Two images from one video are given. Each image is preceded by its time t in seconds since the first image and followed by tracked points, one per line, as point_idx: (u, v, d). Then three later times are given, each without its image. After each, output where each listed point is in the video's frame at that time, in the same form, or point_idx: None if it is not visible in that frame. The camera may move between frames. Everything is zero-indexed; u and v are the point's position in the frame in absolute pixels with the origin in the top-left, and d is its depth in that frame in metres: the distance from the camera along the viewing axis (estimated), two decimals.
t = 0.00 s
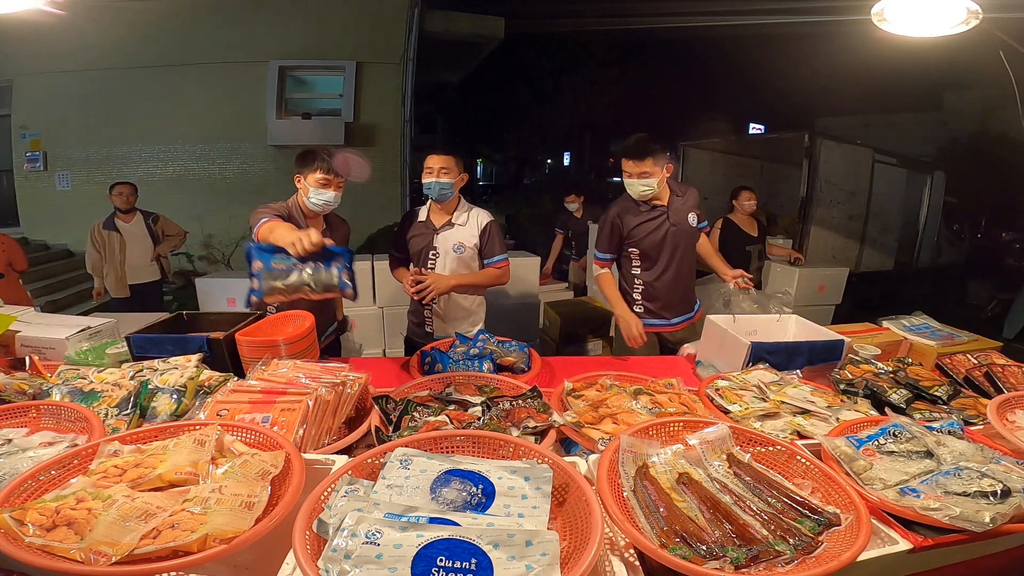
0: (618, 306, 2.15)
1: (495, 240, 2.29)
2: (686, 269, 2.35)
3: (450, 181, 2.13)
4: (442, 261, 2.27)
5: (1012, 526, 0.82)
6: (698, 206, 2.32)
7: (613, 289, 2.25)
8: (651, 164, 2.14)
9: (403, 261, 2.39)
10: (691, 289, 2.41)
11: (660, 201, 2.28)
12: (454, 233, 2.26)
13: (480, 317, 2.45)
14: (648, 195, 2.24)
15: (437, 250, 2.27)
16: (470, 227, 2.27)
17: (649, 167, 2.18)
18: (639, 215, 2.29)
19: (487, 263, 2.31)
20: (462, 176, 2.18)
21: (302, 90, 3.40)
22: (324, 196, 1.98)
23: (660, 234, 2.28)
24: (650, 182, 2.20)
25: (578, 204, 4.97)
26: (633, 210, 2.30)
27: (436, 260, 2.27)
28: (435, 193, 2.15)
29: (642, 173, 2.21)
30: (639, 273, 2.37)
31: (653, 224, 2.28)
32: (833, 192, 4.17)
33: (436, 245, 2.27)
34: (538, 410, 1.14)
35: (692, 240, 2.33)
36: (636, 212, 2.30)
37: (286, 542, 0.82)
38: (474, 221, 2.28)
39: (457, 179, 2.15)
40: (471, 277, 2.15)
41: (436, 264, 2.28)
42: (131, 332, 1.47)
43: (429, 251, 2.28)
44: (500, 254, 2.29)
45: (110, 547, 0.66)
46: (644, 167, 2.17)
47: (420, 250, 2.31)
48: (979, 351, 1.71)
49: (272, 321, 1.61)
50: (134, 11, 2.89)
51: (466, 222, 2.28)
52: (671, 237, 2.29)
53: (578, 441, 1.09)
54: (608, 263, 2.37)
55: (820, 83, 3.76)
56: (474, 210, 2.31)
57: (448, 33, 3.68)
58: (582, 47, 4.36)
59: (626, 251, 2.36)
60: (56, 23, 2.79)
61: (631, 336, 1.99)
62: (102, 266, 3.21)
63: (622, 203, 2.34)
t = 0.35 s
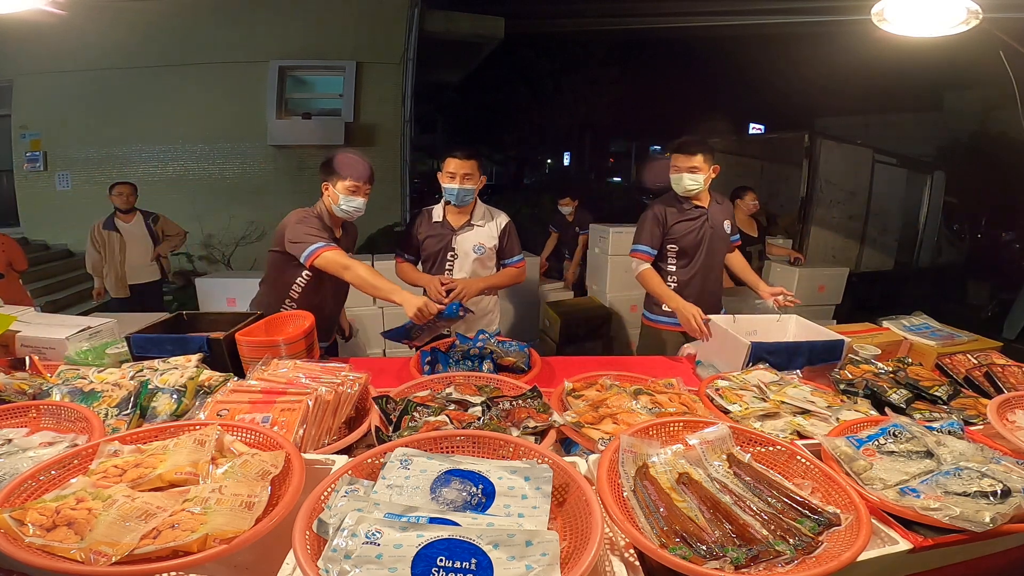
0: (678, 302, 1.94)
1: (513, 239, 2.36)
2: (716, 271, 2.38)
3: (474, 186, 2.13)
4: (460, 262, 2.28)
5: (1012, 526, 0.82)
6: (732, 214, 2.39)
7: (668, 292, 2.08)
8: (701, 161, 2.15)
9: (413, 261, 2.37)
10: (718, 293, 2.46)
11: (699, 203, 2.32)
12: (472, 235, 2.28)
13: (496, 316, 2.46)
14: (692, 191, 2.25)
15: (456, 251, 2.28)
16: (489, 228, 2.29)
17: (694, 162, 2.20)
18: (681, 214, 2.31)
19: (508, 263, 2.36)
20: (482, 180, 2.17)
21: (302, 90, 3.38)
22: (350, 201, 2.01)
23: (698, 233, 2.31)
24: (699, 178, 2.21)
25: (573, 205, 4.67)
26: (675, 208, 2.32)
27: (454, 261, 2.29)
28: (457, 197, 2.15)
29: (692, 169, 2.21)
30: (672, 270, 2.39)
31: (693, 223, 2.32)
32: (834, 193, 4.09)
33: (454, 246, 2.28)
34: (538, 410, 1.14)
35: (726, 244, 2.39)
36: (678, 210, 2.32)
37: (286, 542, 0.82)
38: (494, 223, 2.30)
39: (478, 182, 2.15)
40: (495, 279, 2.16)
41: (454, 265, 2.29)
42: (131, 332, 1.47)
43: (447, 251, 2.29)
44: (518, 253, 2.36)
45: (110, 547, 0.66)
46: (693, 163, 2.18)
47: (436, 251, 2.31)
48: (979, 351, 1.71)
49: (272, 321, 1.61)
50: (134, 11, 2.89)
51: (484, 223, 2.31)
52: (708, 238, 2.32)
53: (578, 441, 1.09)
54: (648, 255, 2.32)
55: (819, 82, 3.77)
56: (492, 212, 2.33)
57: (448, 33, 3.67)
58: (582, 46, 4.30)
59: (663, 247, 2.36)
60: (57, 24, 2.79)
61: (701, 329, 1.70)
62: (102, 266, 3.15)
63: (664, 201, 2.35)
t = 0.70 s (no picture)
0: (698, 299, 1.90)
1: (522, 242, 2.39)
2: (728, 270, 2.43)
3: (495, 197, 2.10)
4: (476, 265, 2.22)
5: (1013, 526, 0.82)
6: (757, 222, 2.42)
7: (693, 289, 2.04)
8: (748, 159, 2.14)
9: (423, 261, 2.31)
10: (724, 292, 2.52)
11: (729, 203, 2.33)
12: (488, 238, 2.23)
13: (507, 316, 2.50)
14: (734, 189, 2.25)
15: (471, 255, 2.23)
16: (504, 231, 2.27)
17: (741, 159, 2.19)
18: (710, 210, 2.32)
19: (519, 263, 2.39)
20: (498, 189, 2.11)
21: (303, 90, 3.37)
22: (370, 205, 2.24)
23: (723, 232, 2.34)
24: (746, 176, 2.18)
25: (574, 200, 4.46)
26: (707, 204, 2.32)
27: (469, 264, 2.24)
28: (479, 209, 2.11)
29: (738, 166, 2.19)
30: (688, 264, 2.42)
31: (721, 222, 2.33)
32: (834, 193, 4.09)
33: (469, 249, 2.23)
34: (538, 410, 1.14)
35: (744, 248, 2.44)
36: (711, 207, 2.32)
37: (286, 542, 0.82)
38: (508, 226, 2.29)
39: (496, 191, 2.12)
40: (510, 282, 2.23)
41: (470, 268, 2.24)
42: (131, 332, 1.47)
43: (462, 255, 2.23)
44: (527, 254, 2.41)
45: (110, 547, 0.66)
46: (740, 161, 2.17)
47: (450, 253, 2.25)
48: (979, 351, 1.71)
49: (272, 321, 1.61)
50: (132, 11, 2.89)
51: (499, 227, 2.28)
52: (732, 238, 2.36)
53: (578, 441, 1.09)
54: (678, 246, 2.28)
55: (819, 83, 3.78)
56: (505, 215, 2.30)
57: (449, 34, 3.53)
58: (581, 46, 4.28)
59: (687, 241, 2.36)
60: (56, 24, 2.79)
61: (708, 329, 1.68)
62: (102, 266, 3.15)
63: (697, 194, 2.34)
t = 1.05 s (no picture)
0: (698, 300, 1.90)
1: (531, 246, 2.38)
2: (727, 270, 2.41)
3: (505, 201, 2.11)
4: (483, 266, 2.21)
5: (1013, 526, 0.82)
6: (755, 221, 2.40)
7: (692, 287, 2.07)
8: (731, 153, 2.17)
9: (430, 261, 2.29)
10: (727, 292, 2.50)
11: (720, 200, 2.35)
12: (496, 240, 2.21)
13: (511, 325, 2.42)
14: (725, 184, 2.26)
15: (478, 255, 2.21)
16: (512, 235, 2.25)
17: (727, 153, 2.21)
18: (701, 208, 2.34)
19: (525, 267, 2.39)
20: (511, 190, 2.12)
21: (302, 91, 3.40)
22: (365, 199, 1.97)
23: (716, 230, 2.34)
24: (733, 172, 2.21)
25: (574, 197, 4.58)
26: (696, 202, 2.34)
27: (477, 267, 2.22)
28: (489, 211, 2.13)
29: (725, 162, 2.21)
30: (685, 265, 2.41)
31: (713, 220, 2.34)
32: (834, 193, 4.04)
33: (477, 250, 2.21)
34: (538, 410, 1.14)
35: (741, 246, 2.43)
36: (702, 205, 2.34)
37: (285, 542, 0.82)
38: (518, 229, 2.29)
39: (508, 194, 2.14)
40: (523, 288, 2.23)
41: (477, 271, 2.22)
42: (131, 332, 1.47)
43: (469, 255, 2.22)
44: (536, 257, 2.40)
45: (110, 547, 0.66)
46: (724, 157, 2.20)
47: (457, 254, 2.23)
48: (979, 351, 1.71)
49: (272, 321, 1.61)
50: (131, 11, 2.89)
51: (508, 230, 2.27)
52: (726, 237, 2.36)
53: (578, 441, 1.09)
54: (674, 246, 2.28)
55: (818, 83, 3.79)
56: (515, 218, 2.30)
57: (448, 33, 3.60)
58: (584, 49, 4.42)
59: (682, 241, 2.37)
60: (57, 24, 2.79)
61: (708, 330, 1.67)
62: (101, 266, 3.18)
63: (687, 194, 2.36)
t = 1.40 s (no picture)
0: (695, 302, 1.91)
1: (539, 249, 2.23)
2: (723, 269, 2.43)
3: (492, 191, 2.06)
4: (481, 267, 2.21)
5: (1013, 526, 0.82)
6: (753, 216, 2.36)
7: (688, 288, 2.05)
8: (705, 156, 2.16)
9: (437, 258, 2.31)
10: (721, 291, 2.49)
11: (705, 201, 2.35)
12: (496, 241, 2.18)
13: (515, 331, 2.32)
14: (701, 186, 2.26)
15: (478, 255, 2.20)
16: (514, 237, 2.19)
17: (700, 155, 2.21)
18: (686, 211, 2.34)
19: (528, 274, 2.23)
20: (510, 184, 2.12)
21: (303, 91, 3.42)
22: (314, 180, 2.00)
23: (704, 231, 2.34)
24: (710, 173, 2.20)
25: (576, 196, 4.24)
26: (680, 205, 2.34)
27: (475, 267, 2.21)
28: (480, 201, 2.10)
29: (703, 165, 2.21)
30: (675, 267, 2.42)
31: (703, 220, 2.34)
32: (834, 193, 4.03)
33: (477, 250, 2.20)
34: (538, 410, 1.14)
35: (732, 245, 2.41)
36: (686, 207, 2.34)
37: (285, 542, 0.81)
38: (521, 231, 2.21)
39: (504, 186, 2.10)
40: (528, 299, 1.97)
41: (476, 271, 2.22)
42: (131, 332, 1.47)
43: (469, 255, 2.21)
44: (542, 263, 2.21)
45: (110, 547, 0.66)
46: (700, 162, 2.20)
47: (457, 252, 2.24)
48: (979, 351, 1.71)
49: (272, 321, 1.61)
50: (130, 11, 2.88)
51: (511, 231, 2.21)
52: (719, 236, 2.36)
53: (578, 441, 1.09)
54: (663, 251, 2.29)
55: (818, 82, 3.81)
56: (523, 220, 2.24)
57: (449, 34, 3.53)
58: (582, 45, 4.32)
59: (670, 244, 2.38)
60: (56, 24, 2.78)
61: (707, 331, 1.67)
62: (101, 266, 3.08)
63: (671, 199, 2.37)
